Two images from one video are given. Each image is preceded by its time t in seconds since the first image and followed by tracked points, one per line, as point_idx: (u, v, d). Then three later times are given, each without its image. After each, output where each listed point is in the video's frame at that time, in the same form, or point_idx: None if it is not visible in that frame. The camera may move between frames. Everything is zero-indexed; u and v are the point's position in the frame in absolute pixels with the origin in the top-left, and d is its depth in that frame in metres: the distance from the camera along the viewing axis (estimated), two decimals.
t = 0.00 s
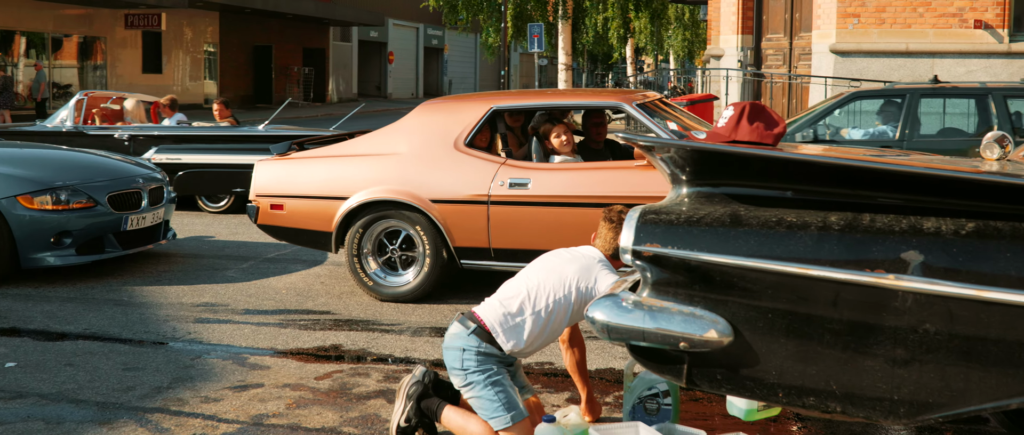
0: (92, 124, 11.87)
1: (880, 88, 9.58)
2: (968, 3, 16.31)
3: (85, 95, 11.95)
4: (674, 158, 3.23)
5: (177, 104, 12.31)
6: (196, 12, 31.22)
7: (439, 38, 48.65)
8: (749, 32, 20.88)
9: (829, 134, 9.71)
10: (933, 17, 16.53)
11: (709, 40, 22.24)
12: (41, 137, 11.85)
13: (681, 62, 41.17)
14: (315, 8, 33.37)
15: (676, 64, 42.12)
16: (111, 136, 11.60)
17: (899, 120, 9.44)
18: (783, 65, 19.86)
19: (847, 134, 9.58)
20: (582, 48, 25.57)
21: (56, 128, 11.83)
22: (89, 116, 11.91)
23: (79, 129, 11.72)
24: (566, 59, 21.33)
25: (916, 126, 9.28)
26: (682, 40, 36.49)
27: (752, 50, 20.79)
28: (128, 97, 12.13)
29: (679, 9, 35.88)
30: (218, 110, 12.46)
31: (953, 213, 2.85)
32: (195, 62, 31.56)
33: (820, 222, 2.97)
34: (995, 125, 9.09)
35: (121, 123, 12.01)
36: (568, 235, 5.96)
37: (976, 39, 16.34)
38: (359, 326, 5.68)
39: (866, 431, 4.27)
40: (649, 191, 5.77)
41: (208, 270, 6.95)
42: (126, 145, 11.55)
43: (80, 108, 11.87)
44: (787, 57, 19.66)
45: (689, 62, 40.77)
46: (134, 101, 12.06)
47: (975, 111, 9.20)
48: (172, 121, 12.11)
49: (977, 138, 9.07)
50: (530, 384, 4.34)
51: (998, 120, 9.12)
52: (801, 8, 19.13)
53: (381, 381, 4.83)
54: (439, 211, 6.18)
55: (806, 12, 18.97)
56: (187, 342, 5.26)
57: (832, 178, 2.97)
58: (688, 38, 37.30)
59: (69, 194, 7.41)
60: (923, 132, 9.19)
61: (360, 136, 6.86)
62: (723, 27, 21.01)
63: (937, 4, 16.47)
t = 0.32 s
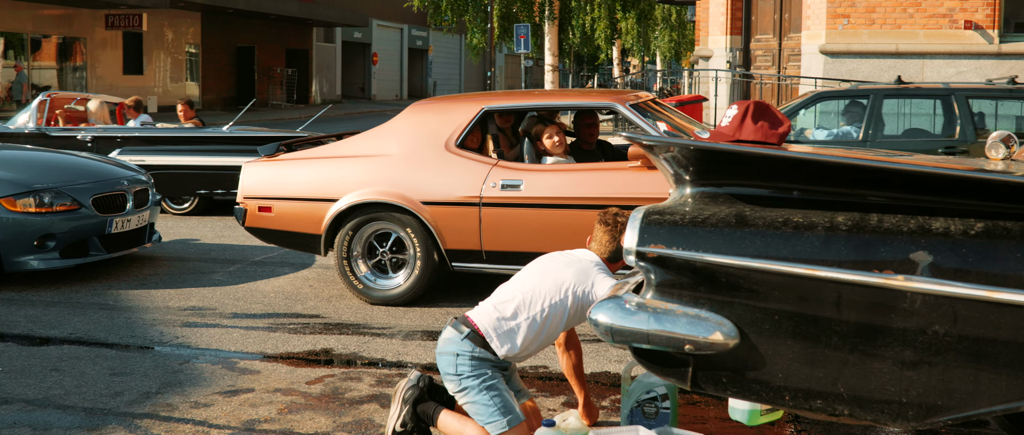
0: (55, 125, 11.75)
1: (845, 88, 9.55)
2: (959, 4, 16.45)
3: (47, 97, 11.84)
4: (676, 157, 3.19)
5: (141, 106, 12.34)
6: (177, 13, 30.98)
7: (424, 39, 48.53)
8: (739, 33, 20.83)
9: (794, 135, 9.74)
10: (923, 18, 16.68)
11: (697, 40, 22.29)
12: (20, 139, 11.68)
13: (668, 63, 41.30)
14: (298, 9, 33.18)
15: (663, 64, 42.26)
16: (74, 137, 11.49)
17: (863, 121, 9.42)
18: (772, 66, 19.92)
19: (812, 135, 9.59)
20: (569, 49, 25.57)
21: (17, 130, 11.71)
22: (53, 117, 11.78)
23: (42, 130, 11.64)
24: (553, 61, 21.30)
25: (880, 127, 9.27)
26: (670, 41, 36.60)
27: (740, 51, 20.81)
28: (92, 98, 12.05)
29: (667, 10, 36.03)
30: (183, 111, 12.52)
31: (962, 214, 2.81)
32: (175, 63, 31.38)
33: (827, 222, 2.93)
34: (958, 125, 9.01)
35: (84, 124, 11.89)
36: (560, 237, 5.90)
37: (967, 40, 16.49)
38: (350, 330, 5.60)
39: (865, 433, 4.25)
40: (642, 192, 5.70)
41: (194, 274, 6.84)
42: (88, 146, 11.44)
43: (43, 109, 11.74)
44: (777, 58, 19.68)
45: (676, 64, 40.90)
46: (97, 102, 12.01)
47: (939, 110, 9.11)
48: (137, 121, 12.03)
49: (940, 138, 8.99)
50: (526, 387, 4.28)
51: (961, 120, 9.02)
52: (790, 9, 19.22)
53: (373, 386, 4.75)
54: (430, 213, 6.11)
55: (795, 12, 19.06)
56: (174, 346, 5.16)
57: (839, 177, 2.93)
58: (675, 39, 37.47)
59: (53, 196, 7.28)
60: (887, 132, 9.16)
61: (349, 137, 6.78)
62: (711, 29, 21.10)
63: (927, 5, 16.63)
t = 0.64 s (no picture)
0: (17, 127, 11.89)
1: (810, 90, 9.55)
2: (949, 5, 16.54)
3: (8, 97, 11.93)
4: (682, 158, 3.15)
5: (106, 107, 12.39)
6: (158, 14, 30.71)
7: (408, 40, 48.36)
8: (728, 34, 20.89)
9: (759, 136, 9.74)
10: (913, 19, 16.76)
11: (686, 41, 22.29)
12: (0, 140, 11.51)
13: (655, 64, 41.34)
14: (282, 10, 33.04)
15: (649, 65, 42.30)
16: (36, 139, 11.29)
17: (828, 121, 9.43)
18: (761, 67, 19.94)
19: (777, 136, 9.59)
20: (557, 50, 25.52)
21: None
22: (15, 118, 11.96)
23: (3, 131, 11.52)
24: (541, 62, 21.24)
25: (845, 128, 9.28)
26: (657, 42, 36.62)
27: (730, 52, 20.76)
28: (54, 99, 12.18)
29: (654, 11, 36.04)
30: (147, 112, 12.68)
31: (972, 214, 2.77)
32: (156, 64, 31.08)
33: (836, 223, 2.89)
34: (922, 127, 9.01)
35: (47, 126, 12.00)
36: (555, 239, 5.84)
37: (956, 41, 16.59)
38: (341, 334, 5.52)
39: None
40: (637, 194, 5.66)
41: (181, 278, 6.73)
42: (49, 148, 11.25)
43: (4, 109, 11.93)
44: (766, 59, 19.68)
45: (664, 65, 40.94)
46: (61, 103, 11.95)
47: (904, 112, 9.12)
48: (101, 123, 12.07)
49: (905, 139, 8.98)
50: (523, 392, 4.22)
51: (925, 121, 9.03)
52: (780, 9, 19.26)
53: (367, 391, 4.67)
54: (422, 216, 6.04)
55: (784, 13, 19.11)
56: (162, 352, 5.06)
57: (850, 179, 2.89)
58: (663, 40, 37.49)
59: (36, 199, 7.15)
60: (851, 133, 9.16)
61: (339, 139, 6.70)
62: (700, 29, 21.05)
63: (918, 6, 16.71)
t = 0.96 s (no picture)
0: None
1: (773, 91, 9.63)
2: (935, 6, 16.63)
3: None
4: (686, 159, 3.10)
5: (65, 109, 12.35)
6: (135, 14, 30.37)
7: (389, 41, 48.18)
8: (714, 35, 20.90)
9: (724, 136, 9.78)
10: (900, 20, 16.83)
11: (671, 42, 22.29)
12: None
13: (639, 65, 41.40)
14: (262, 11, 32.81)
15: (632, 67, 42.37)
16: None
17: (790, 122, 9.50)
18: (748, 68, 19.99)
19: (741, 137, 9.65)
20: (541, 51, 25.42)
21: None
22: None
23: None
24: (525, 63, 21.16)
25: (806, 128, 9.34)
26: (641, 43, 36.71)
27: (716, 53, 20.72)
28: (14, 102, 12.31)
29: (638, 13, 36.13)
30: (107, 113, 12.64)
31: (982, 215, 2.74)
32: (132, 65, 30.69)
33: (844, 225, 2.86)
34: (883, 127, 9.06)
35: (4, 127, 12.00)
36: (546, 241, 5.79)
37: (943, 42, 16.69)
38: (331, 339, 5.43)
39: None
40: (629, 196, 5.63)
41: (165, 282, 6.62)
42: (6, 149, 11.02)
43: None
44: (752, 60, 19.80)
45: (647, 67, 41.00)
46: (17, 104, 11.95)
47: (865, 113, 9.17)
48: (58, 124, 11.94)
49: (867, 140, 9.04)
50: (520, 397, 4.15)
51: (886, 121, 9.09)
52: (766, 10, 19.33)
53: (358, 397, 4.59)
54: (411, 218, 5.97)
55: (771, 14, 19.19)
56: (147, 358, 4.95)
57: (857, 180, 2.85)
58: (646, 41, 37.52)
59: (16, 202, 7.00)
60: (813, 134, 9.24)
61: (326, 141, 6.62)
62: (687, 30, 21.18)
63: (904, 7, 16.80)
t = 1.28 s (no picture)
0: None
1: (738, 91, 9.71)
2: (926, 6, 16.69)
3: None
4: (692, 158, 3.06)
5: (28, 110, 12.27)
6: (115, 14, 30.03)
7: (372, 41, 47.98)
8: (702, 35, 20.85)
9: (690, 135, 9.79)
10: (891, 19, 16.88)
11: (659, 42, 22.24)
12: None
13: (625, 66, 41.42)
14: (244, 11, 32.61)
15: (617, 67, 42.36)
16: None
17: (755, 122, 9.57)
18: (737, 68, 20.00)
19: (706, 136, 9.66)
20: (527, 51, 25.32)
21: None
22: None
23: None
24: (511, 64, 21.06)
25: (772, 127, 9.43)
26: (626, 43, 36.74)
27: (704, 53, 20.68)
28: None
29: (624, 12, 36.13)
30: (71, 112, 12.55)
31: (995, 215, 2.70)
32: (112, 66, 30.31)
33: (856, 226, 2.82)
34: (848, 126, 9.15)
35: None
36: (540, 243, 5.73)
37: (934, 41, 16.73)
38: (322, 342, 5.34)
39: None
40: (624, 198, 5.58)
41: (151, 285, 6.49)
42: None
43: None
44: (740, 60, 19.83)
45: (633, 67, 41.02)
46: None
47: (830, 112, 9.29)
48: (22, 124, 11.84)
49: (832, 139, 9.10)
50: (518, 401, 4.08)
51: (851, 121, 9.18)
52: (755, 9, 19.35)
53: (352, 401, 4.50)
54: (403, 220, 5.89)
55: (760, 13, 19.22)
56: (136, 362, 4.84)
57: (870, 180, 2.81)
58: (632, 41, 37.50)
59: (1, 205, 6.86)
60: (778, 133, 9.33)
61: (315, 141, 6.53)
62: (674, 30, 21.15)
63: (895, 6, 16.84)
